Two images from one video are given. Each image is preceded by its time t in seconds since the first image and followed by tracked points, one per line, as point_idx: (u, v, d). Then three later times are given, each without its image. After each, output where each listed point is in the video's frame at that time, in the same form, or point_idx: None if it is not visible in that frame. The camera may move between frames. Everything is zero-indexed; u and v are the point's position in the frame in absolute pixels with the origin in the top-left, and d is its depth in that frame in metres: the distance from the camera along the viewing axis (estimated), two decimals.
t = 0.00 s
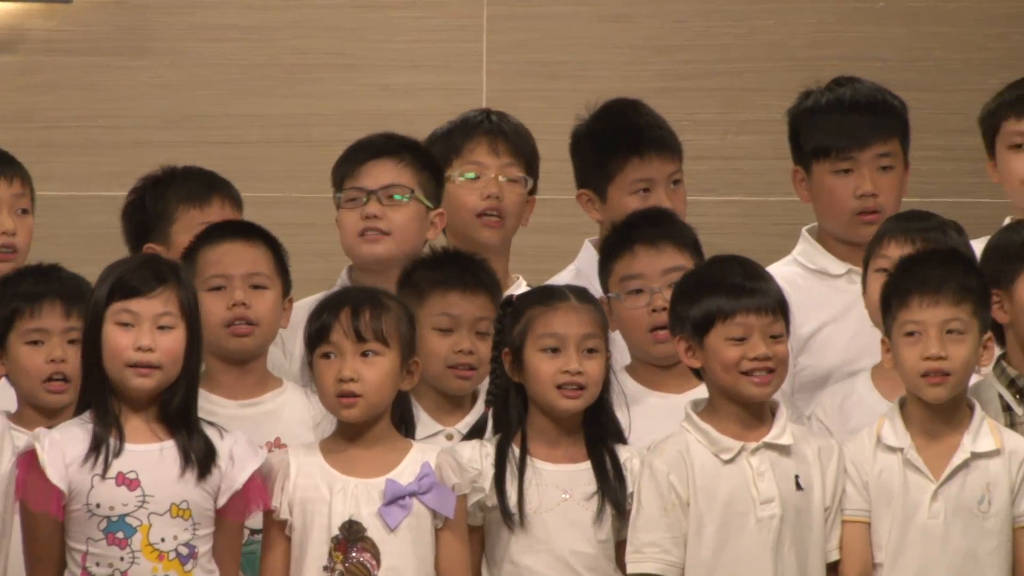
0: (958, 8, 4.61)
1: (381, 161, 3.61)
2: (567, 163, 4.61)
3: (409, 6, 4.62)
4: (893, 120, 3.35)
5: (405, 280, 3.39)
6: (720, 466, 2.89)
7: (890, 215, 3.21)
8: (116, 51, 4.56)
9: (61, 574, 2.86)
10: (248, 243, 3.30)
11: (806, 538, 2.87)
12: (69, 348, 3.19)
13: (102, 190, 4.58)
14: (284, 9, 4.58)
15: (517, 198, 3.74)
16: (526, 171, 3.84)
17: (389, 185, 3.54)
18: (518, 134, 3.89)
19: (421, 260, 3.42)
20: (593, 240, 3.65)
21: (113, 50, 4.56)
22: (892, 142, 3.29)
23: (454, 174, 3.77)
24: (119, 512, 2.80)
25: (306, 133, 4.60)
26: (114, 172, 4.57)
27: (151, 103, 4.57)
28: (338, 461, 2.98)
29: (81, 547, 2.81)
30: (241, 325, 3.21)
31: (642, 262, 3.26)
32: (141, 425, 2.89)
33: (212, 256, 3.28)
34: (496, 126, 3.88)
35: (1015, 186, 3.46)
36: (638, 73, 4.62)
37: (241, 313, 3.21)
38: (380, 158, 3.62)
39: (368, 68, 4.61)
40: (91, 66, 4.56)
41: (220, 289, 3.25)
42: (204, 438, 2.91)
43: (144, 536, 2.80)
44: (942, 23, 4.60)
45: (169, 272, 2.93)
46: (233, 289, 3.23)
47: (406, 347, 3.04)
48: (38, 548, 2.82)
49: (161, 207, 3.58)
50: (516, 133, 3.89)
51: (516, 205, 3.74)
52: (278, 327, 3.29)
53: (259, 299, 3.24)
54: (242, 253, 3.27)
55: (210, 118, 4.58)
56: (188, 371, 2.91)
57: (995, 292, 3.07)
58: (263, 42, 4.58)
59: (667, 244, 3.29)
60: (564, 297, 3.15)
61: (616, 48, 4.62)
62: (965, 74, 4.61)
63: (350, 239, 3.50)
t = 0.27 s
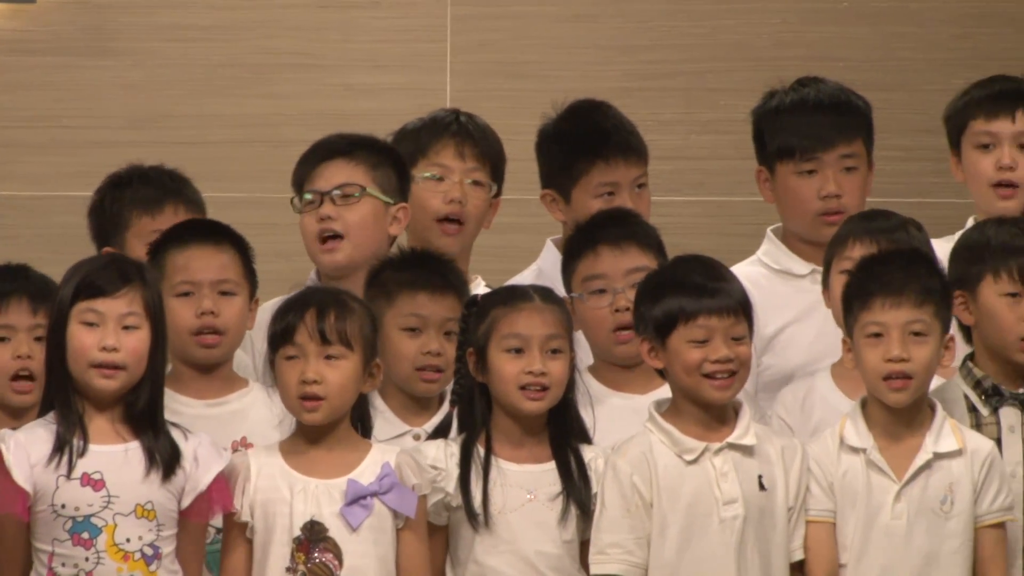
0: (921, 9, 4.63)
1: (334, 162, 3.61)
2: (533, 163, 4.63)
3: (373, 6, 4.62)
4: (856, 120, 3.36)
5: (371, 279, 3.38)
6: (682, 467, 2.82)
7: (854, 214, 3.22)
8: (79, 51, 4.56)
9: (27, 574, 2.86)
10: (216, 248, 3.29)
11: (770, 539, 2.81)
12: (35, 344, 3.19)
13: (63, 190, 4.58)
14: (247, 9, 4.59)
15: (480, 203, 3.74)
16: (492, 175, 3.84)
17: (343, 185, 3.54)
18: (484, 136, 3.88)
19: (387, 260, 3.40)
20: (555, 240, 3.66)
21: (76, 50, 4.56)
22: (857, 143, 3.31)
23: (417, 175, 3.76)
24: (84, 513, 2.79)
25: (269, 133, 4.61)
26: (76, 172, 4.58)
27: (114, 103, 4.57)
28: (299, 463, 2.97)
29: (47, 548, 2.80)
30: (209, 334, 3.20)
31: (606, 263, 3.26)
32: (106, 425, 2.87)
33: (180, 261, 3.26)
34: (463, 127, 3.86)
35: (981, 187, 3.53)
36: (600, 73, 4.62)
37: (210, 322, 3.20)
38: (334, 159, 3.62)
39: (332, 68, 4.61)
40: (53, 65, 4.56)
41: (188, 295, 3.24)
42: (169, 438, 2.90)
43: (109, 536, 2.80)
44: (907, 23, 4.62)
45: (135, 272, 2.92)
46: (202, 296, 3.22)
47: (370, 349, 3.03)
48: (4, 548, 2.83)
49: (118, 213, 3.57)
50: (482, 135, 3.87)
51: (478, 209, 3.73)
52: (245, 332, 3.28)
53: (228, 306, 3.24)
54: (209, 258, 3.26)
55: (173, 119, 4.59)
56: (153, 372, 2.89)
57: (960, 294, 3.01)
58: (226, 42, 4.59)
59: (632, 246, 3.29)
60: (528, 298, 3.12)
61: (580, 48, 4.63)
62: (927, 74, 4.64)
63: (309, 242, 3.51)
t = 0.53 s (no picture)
0: (896, 9, 4.64)
1: (324, 162, 3.60)
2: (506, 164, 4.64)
3: (349, 6, 4.63)
4: (832, 120, 3.40)
5: (348, 282, 3.37)
6: (657, 468, 2.79)
7: (829, 214, 3.26)
8: (55, 52, 4.58)
9: (4, 574, 2.83)
10: (197, 250, 3.27)
11: (744, 539, 2.77)
12: (14, 343, 3.18)
13: (39, 190, 4.60)
14: (222, 10, 4.60)
15: (443, 208, 3.79)
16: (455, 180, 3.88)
17: (333, 187, 3.54)
18: (448, 139, 3.92)
19: (363, 261, 3.40)
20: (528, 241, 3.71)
21: (51, 50, 4.58)
22: (832, 143, 3.35)
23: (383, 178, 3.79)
24: (61, 513, 2.76)
25: (245, 133, 4.61)
26: (53, 173, 4.59)
27: (90, 103, 4.59)
28: (274, 463, 2.93)
29: (24, 548, 2.77)
30: (190, 337, 3.18)
31: (579, 263, 3.27)
32: (84, 425, 2.84)
33: (161, 262, 3.25)
34: (427, 131, 3.90)
35: (955, 185, 3.66)
36: (576, 73, 4.63)
37: (191, 325, 3.18)
38: (322, 160, 3.61)
39: (307, 67, 4.62)
40: (29, 66, 4.59)
41: (169, 297, 3.22)
42: (147, 439, 2.87)
43: (86, 536, 2.77)
44: (880, 23, 4.64)
45: (113, 272, 2.88)
46: (183, 300, 3.21)
47: (345, 349, 2.99)
48: None
49: (87, 214, 3.58)
50: (448, 139, 3.91)
51: (441, 214, 3.78)
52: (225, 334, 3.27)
53: (209, 309, 3.22)
54: (189, 259, 3.25)
55: (150, 119, 4.60)
56: (131, 372, 2.86)
57: (938, 299, 2.99)
58: (201, 42, 4.60)
59: (606, 247, 3.30)
60: (503, 298, 3.12)
61: (555, 48, 4.64)
62: (903, 74, 4.64)
63: (294, 241, 3.49)
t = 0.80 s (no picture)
0: (879, 9, 4.65)
1: (319, 159, 3.59)
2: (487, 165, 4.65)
3: (331, 7, 4.63)
4: (816, 122, 3.41)
5: (329, 281, 3.36)
6: (637, 468, 2.77)
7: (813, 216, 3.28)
8: (36, 51, 4.59)
9: None
10: (185, 252, 3.27)
11: (724, 539, 2.76)
12: None
13: (19, 190, 4.60)
14: (203, 10, 4.60)
15: (409, 206, 3.79)
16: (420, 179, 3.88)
17: (327, 186, 3.53)
18: (412, 139, 3.92)
19: (344, 261, 3.39)
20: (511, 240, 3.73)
21: (32, 50, 4.59)
22: (816, 144, 3.36)
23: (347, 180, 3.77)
24: (45, 513, 2.74)
25: (227, 132, 4.61)
26: (34, 173, 4.60)
27: (71, 103, 4.60)
28: (258, 463, 2.92)
29: (8, 548, 2.75)
30: (179, 337, 3.19)
31: (567, 260, 3.26)
32: (68, 426, 2.82)
33: (151, 263, 3.25)
34: (391, 131, 3.90)
35: (939, 187, 3.66)
36: (559, 73, 4.63)
37: (181, 326, 3.18)
38: (316, 157, 3.60)
39: (288, 67, 4.62)
40: (10, 66, 4.59)
41: (161, 298, 3.22)
42: (130, 439, 2.86)
43: (70, 536, 2.76)
44: (862, 23, 4.65)
45: (99, 273, 2.86)
46: (175, 301, 3.21)
47: (327, 350, 2.99)
48: None
49: (66, 215, 3.58)
50: (410, 139, 3.91)
51: (408, 213, 3.78)
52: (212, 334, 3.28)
53: (200, 311, 3.22)
54: (178, 260, 3.25)
55: (131, 119, 4.60)
56: (115, 372, 2.85)
57: (917, 298, 2.99)
58: (182, 42, 4.60)
59: (591, 243, 3.30)
60: (486, 298, 3.12)
61: (537, 47, 4.64)
62: (885, 75, 4.65)
63: (283, 236, 3.49)
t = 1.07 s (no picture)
0: (861, 8, 4.68)
1: (269, 164, 3.53)
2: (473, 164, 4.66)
3: (316, 8, 4.65)
4: (801, 123, 3.43)
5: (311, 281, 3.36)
6: (617, 470, 2.79)
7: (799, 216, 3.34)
8: (21, 51, 4.59)
9: None
10: (175, 251, 3.27)
11: (707, 536, 2.77)
12: None
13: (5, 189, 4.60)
14: (188, 10, 4.61)
15: (391, 205, 3.79)
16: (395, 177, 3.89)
17: (275, 190, 3.45)
18: (388, 139, 3.92)
19: (327, 261, 3.40)
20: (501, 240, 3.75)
21: (17, 49, 4.59)
22: (801, 145, 3.37)
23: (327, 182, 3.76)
24: (36, 513, 2.75)
25: (211, 132, 4.62)
26: (19, 172, 4.60)
27: (57, 102, 4.60)
28: (246, 463, 2.92)
29: None
30: (166, 339, 3.20)
31: (554, 257, 3.27)
32: (57, 426, 2.83)
33: (142, 262, 3.24)
34: (367, 131, 3.88)
35: (928, 189, 3.67)
36: (543, 73, 4.66)
37: (170, 326, 3.19)
38: (267, 161, 3.54)
39: (273, 68, 4.63)
40: None
41: (150, 297, 3.22)
42: (120, 439, 2.86)
43: (61, 536, 2.77)
44: (846, 23, 4.68)
45: (87, 273, 2.86)
46: (164, 300, 3.21)
47: (314, 352, 2.99)
48: None
49: (54, 216, 3.59)
50: (386, 138, 3.92)
51: (390, 213, 3.79)
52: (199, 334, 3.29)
53: (189, 311, 3.23)
54: (168, 259, 3.25)
55: (116, 119, 4.61)
56: (105, 373, 2.85)
57: (900, 298, 2.99)
58: (167, 42, 4.61)
59: (578, 240, 3.31)
60: (473, 299, 3.13)
61: (523, 48, 4.67)
62: (869, 74, 4.68)
63: (240, 248, 3.43)
